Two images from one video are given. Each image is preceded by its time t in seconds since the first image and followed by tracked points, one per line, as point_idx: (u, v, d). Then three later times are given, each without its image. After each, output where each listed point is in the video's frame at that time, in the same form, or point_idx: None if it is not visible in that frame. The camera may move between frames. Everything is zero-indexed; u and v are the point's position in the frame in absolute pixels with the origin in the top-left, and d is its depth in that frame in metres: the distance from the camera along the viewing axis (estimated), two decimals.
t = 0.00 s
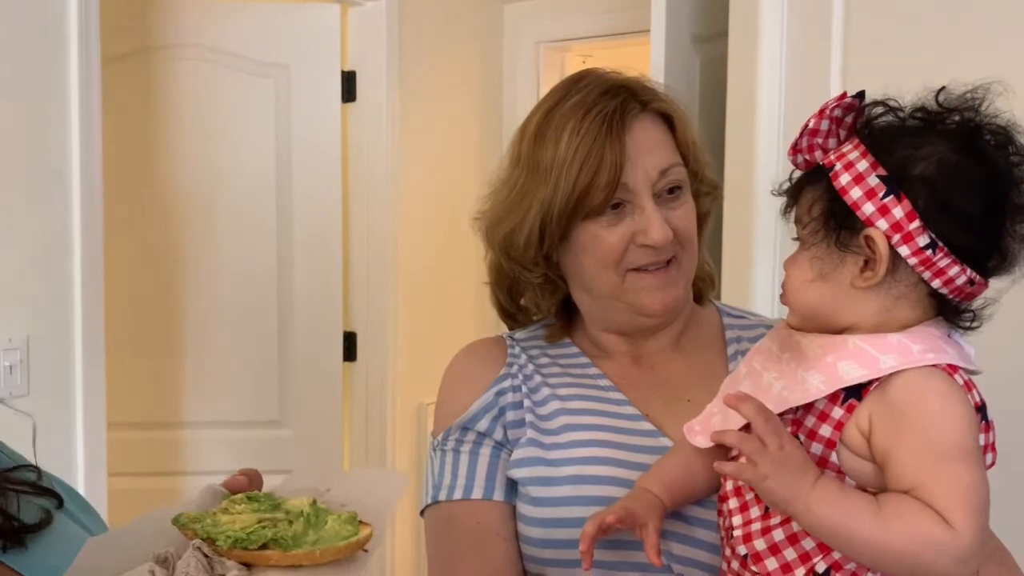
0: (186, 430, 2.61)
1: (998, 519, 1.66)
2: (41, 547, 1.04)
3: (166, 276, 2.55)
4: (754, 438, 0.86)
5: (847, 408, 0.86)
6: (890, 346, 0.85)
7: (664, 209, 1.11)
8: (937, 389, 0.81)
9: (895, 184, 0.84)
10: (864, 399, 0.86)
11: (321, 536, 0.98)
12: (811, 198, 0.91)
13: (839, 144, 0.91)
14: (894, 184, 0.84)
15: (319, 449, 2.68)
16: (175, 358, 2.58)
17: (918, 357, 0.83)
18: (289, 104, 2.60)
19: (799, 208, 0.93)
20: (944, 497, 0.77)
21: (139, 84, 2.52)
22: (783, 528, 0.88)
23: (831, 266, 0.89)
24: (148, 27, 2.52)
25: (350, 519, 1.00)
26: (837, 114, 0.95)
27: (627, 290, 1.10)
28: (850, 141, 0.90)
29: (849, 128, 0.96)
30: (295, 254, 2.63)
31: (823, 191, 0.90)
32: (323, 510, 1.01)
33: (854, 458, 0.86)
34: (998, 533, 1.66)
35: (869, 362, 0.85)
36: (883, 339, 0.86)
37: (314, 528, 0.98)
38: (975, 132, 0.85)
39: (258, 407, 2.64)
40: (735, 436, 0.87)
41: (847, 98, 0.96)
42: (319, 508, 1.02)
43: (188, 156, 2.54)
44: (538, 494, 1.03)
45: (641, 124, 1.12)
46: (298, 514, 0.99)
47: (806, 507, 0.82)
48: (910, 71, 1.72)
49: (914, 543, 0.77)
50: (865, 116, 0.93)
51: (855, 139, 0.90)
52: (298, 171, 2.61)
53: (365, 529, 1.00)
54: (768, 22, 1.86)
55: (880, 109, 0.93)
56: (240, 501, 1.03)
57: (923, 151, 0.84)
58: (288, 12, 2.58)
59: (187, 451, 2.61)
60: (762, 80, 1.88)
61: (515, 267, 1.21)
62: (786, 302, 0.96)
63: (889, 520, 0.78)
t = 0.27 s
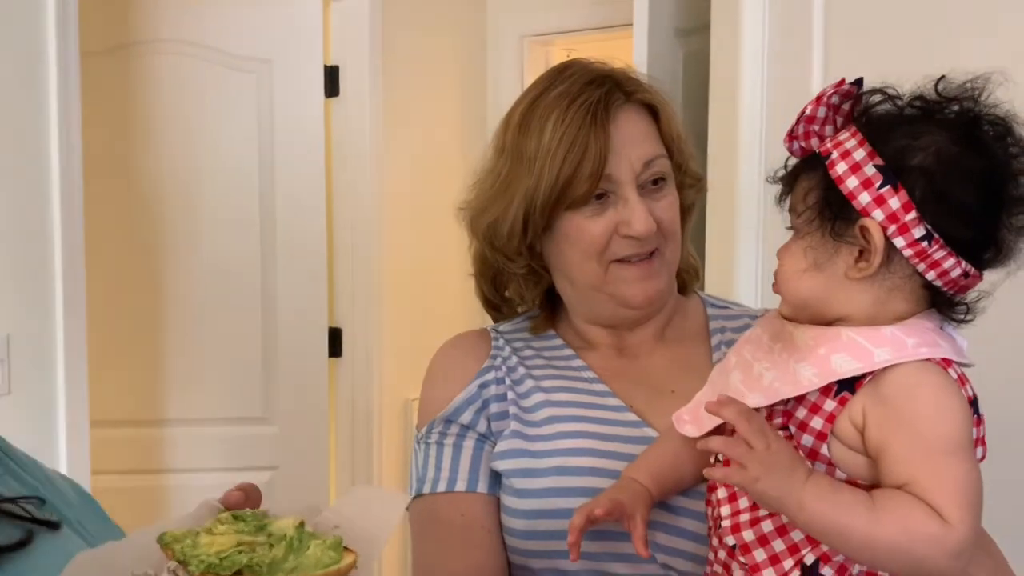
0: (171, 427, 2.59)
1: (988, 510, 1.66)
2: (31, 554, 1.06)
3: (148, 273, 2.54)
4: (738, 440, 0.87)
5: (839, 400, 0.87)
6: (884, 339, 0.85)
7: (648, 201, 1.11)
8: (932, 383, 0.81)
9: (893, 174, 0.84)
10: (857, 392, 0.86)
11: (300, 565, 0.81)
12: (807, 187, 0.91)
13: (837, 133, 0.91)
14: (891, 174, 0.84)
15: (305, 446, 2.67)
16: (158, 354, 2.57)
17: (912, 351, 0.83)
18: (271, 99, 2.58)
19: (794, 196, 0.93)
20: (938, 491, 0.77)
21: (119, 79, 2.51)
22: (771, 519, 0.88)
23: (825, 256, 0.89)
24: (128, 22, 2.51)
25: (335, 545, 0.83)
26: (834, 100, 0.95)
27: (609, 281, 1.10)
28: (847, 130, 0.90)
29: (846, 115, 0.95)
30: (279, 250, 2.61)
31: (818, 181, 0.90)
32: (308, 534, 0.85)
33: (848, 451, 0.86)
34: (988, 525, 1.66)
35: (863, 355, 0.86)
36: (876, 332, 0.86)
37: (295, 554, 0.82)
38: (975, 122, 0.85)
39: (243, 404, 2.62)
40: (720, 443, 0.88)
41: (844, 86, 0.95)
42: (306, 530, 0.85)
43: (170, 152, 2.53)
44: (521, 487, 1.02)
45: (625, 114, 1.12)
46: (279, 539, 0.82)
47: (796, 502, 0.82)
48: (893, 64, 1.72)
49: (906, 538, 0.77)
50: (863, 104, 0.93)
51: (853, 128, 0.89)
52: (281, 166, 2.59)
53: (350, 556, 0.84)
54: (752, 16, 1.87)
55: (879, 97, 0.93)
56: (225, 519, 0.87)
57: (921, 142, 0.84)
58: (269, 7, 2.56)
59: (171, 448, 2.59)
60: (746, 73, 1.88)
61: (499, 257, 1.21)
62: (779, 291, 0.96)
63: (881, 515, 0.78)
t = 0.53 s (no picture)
0: (153, 424, 2.57)
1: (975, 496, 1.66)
2: (18, 558, 0.99)
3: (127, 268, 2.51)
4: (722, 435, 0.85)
5: (829, 388, 0.86)
6: (874, 327, 0.85)
7: (630, 187, 1.10)
8: (922, 370, 0.82)
9: (886, 161, 0.83)
10: (847, 380, 0.86)
11: None
12: (795, 175, 0.91)
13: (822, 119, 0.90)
14: (883, 161, 0.83)
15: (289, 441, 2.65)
16: (137, 350, 2.54)
17: (903, 338, 0.83)
18: (249, 91, 2.54)
19: (781, 187, 0.92)
20: (926, 480, 0.77)
21: (94, 73, 2.49)
22: (759, 509, 0.88)
23: (818, 246, 0.88)
24: (103, 15, 2.49)
25: (339, 555, 0.76)
26: (815, 85, 0.93)
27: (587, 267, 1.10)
28: (833, 116, 0.89)
29: (827, 100, 0.94)
30: (258, 244, 2.58)
31: (807, 169, 0.89)
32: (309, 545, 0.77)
33: (836, 439, 0.86)
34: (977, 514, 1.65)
35: (853, 343, 0.85)
36: (866, 319, 0.86)
37: (298, 565, 0.74)
38: (962, 106, 0.85)
39: (226, 400, 2.59)
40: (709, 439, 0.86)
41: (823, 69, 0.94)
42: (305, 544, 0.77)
43: (148, 145, 2.50)
44: (503, 479, 1.01)
45: (611, 98, 1.11)
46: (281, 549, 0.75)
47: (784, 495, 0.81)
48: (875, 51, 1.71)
49: (896, 526, 0.77)
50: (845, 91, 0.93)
51: (839, 114, 0.89)
52: (260, 159, 2.56)
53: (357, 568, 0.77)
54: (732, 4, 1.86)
55: (861, 81, 0.94)
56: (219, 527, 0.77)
57: (911, 127, 0.84)
58: None
59: (153, 444, 2.57)
60: (727, 61, 1.87)
61: (478, 240, 1.19)
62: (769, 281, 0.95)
63: (871, 505, 0.78)
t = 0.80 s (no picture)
0: (126, 424, 2.50)
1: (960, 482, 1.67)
2: None
3: (97, 264, 2.45)
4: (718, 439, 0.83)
5: (825, 380, 0.84)
6: (870, 317, 0.82)
7: (625, 170, 1.07)
8: (921, 361, 0.79)
9: (883, 147, 0.81)
10: (843, 371, 0.83)
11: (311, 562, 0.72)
12: (782, 160, 0.87)
13: (804, 98, 0.87)
14: (880, 147, 0.81)
15: (267, 437, 2.61)
16: (109, 348, 2.47)
17: (901, 327, 0.81)
18: (220, 82, 2.49)
19: (767, 173, 0.89)
20: (928, 474, 0.75)
21: (59, 63, 2.40)
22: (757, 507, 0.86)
23: (812, 237, 0.86)
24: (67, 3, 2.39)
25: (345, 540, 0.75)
26: (790, 56, 0.92)
27: (561, 245, 1.06)
28: (817, 94, 0.86)
29: (798, 71, 0.93)
30: (232, 238, 2.54)
31: (797, 155, 0.86)
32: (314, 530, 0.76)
33: (834, 433, 0.83)
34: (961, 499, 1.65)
35: (850, 336, 0.83)
36: (861, 309, 0.84)
37: (304, 551, 0.73)
38: (948, 78, 0.84)
39: (202, 397, 2.55)
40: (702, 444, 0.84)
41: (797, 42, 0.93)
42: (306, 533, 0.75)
43: (116, 138, 2.43)
44: (490, 477, 0.97)
45: (628, 78, 1.08)
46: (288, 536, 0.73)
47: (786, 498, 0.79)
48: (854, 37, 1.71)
49: (900, 524, 0.75)
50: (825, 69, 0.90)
51: (823, 92, 0.86)
52: (233, 152, 2.52)
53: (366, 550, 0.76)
54: None
55: (839, 55, 0.91)
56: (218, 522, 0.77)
57: (905, 108, 0.82)
58: None
59: (127, 444, 2.51)
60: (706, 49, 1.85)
61: (470, 202, 1.17)
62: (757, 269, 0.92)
63: (873, 503, 0.76)
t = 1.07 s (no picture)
0: (85, 433, 2.41)
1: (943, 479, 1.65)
2: None
3: (52, 270, 2.36)
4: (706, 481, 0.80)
5: (813, 402, 0.80)
6: (859, 335, 0.79)
7: (614, 175, 1.05)
8: (913, 380, 0.76)
9: (838, 153, 0.76)
10: (833, 393, 0.79)
11: None
12: (740, 174, 0.82)
13: (756, 109, 0.82)
14: (835, 154, 0.76)
15: (232, 444, 2.55)
16: (66, 357, 2.38)
17: (891, 344, 0.77)
18: (176, 80, 2.42)
19: (726, 189, 0.84)
20: (931, 501, 0.73)
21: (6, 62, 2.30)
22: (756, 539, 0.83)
23: (777, 252, 0.81)
24: None
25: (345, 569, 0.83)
26: (739, 66, 0.86)
27: (551, 256, 1.05)
28: (768, 103, 0.81)
29: (753, 77, 0.87)
30: (192, 241, 2.46)
31: (753, 171, 0.81)
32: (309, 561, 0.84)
33: (827, 456, 0.80)
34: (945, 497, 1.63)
35: (837, 355, 0.79)
36: (848, 327, 0.80)
37: None
38: (904, 69, 0.79)
39: (163, 404, 2.46)
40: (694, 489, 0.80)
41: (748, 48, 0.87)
42: None
43: (68, 138, 2.34)
44: (482, 499, 0.94)
45: (620, 81, 1.06)
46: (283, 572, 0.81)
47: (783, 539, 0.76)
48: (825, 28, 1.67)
49: (906, 556, 0.73)
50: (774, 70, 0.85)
51: (774, 100, 0.81)
52: (192, 151, 2.44)
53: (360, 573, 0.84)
54: None
55: (788, 58, 0.86)
56: None
57: (858, 109, 0.77)
58: None
59: (87, 454, 2.42)
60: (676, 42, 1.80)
61: (453, 204, 1.14)
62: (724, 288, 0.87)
63: (876, 537, 0.73)
